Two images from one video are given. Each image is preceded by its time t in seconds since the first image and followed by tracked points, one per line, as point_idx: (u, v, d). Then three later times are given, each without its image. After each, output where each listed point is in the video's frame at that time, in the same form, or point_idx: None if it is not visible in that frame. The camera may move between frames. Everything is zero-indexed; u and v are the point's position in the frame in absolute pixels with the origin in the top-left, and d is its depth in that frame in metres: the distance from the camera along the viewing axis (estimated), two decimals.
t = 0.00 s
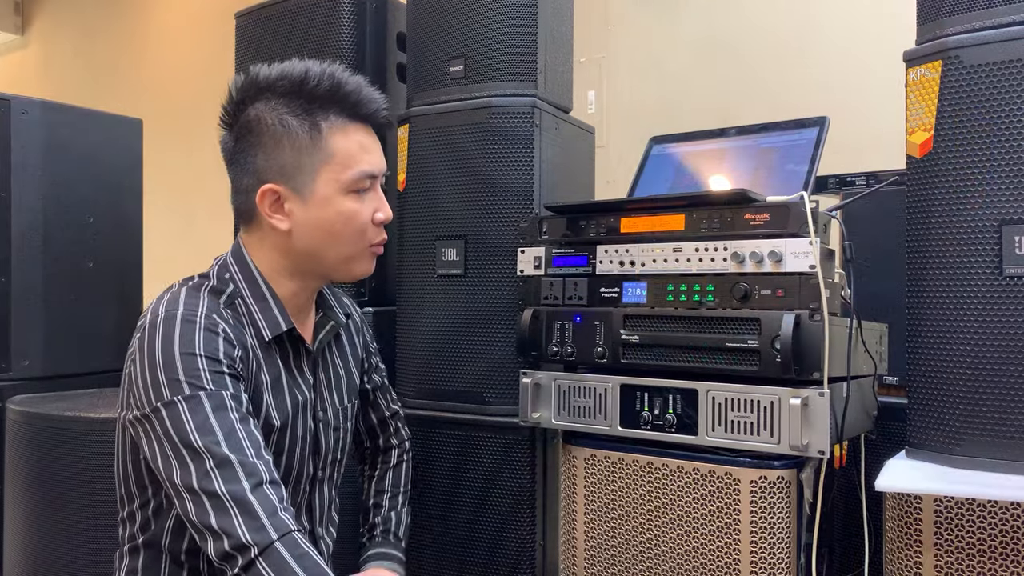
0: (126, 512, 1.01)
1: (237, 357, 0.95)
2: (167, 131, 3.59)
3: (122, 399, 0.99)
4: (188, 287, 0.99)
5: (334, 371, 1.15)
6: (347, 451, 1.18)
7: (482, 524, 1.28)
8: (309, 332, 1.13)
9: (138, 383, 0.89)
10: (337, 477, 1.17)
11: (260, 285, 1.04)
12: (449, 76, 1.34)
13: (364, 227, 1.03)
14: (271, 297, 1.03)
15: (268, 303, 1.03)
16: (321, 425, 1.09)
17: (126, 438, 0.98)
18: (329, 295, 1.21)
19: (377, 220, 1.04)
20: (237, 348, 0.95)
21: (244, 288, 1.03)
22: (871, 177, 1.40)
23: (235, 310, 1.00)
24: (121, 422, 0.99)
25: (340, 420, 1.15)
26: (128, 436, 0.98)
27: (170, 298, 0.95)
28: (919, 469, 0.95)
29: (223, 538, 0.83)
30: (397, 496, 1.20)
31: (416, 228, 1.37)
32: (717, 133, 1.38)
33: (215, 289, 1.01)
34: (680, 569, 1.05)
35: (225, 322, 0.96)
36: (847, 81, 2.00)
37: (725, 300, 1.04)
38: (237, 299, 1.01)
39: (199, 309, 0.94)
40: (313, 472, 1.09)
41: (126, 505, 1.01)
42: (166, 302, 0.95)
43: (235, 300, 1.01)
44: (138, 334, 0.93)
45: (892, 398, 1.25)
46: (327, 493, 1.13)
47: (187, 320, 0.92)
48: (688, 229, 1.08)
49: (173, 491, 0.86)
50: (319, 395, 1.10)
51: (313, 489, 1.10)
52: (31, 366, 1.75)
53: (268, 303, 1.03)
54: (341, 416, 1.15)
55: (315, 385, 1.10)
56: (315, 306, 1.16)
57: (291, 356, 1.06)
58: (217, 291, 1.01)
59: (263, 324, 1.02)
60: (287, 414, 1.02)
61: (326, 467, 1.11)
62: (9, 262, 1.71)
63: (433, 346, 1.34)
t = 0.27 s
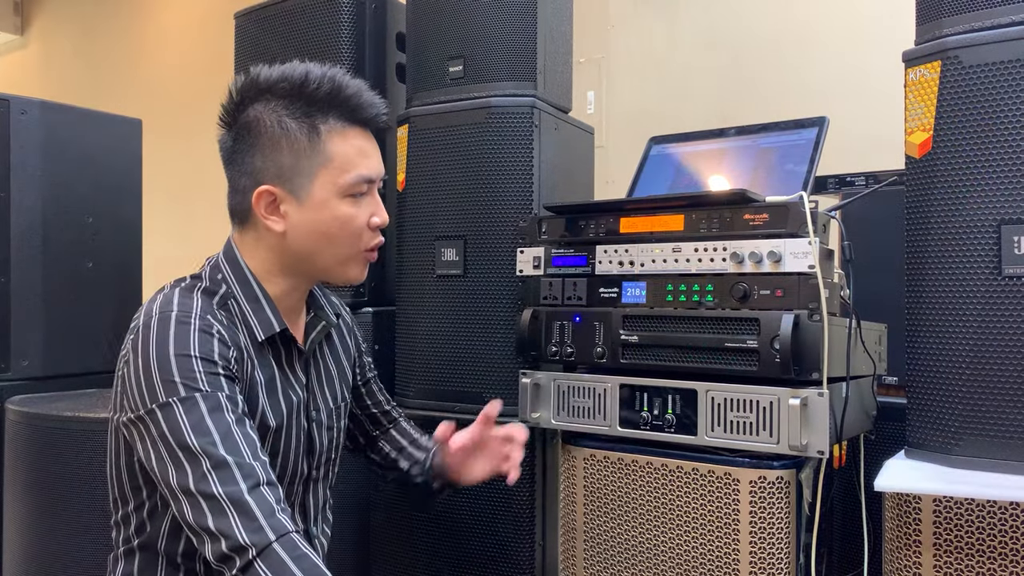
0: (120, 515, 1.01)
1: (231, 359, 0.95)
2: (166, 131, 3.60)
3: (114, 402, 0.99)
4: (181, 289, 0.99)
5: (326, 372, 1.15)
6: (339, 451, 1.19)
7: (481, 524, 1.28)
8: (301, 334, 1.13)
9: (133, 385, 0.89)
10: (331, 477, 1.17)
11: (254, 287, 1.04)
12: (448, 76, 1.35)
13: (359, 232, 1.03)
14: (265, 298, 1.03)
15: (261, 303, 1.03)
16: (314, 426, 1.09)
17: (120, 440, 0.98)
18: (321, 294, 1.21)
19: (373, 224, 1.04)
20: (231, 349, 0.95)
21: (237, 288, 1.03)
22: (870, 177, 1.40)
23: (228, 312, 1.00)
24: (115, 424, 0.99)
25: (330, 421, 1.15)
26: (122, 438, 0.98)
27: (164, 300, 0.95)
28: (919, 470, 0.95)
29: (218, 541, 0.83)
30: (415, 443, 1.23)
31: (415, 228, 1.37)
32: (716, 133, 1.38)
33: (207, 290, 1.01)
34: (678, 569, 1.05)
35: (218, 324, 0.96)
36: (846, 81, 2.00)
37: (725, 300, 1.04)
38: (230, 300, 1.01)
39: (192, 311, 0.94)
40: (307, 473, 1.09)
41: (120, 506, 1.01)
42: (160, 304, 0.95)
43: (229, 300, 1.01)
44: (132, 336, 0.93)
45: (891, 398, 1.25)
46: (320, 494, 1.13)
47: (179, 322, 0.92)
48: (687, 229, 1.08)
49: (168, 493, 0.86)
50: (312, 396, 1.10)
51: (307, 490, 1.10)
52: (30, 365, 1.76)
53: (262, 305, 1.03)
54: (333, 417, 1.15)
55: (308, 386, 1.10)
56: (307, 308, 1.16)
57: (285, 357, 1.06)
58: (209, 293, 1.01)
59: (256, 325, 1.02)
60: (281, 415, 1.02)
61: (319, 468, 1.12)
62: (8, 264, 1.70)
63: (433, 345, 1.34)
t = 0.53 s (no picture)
0: (119, 514, 1.01)
1: (229, 359, 0.95)
2: (166, 130, 3.59)
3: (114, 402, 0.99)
4: (178, 291, 0.99)
5: (325, 372, 1.16)
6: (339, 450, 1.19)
7: (481, 524, 1.28)
8: (299, 334, 1.13)
9: (129, 387, 0.89)
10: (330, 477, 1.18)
11: (251, 286, 1.04)
12: (448, 76, 1.35)
13: (351, 231, 1.03)
14: (262, 299, 1.03)
15: (259, 303, 1.03)
16: (311, 426, 1.09)
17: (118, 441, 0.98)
18: (320, 294, 1.22)
19: (364, 223, 1.04)
20: (227, 350, 0.95)
21: (234, 289, 1.03)
22: (870, 177, 1.40)
23: (226, 313, 1.00)
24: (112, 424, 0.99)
25: (331, 420, 1.15)
26: (119, 437, 0.98)
27: (161, 302, 0.95)
28: (919, 469, 0.95)
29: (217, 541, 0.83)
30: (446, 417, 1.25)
31: (416, 228, 1.37)
32: (716, 133, 1.38)
33: (204, 292, 1.01)
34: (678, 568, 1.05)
35: (215, 325, 0.96)
36: (846, 81, 2.01)
37: (725, 299, 1.04)
38: (227, 301, 1.01)
39: (189, 313, 0.94)
40: (305, 473, 1.09)
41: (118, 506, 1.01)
42: (157, 306, 0.95)
43: (225, 302, 1.01)
44: (128, 338, 0.93)
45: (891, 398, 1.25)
46: (318, 494, 1.13)
47: (177, 322, 0.92)
48: (687, 229, 1.08)
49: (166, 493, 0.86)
50: (309, 396, 1.10)
51: (305, 491, 1.10)
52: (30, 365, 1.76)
53: (260, 305, 1.03)
54: (332, 417, 1.15)
55: (305, 386, 1.10)
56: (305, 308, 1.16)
57: (282, 357, 1.06)
58: (207, 294, 1.01)
59: (254, 325, 1.02)
60: (278, 416, 1.02)
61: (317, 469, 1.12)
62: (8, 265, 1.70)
63: (433, 345, 1.34)
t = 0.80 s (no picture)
0: (117, 514, 1.01)
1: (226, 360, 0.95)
2: (166, 130, 3.59)
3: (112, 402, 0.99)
4: (177, 292, 0.99)
5: (324, 372, 1.15)
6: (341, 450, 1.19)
7: (481, 524, 1.28)
8: (299, 334, 1.13)
9: (127, 387, 0.90)
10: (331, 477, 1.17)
11: (248, 288, 1.04)
12: (448, 76, 1.34)
13: (350, 230, 1.02)
14: (260, 300, 1.03)
15: (258, 303, 1.03)
16: (311, 427, 1.09)
17: (117, 441, 0.98)
18: (321, 295, 1.21)
19: (362, 222, 1.04)
20: (225, 351, 0.95)
21: (232, 291, 1.03)
22: (869, 177, 1.40)
23: (223, 314, 1.00)
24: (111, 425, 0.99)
25: (331, 420, 1.15)
26: (118, 437, 0.98)
27: (159, 303, 0.95)
28: (919, 469, 0.95)
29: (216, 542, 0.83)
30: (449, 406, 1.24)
31: (415, 228, 1.37)
32: (715, 133, 1.38)
33: (203, 293, 1.01)
34: (679, 568, 1.05)
35: (212, 326, 0.96)
36: (846, 81, 2.00)
37: (725, 299, 1.04)
38: (225, 302, 1.01)
39: (186, 314, 0.94)
40: (305, 473, 1.09)
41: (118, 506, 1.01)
42: (156, 307, 0.95)
43: (223, 303, 1.01)
44: (127, 339, 0.93)
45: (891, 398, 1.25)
46: (319, 494, 1.13)
47: (174, 324, 0.92)
48: (687, 229, 1.08)
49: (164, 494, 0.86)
50: (309, 396, 1.10)
51: (305, 491, 1.10)
52: (30, 365, 1.76)
53: (258, 305, 1.03)
54: (333, 417, 1.15)
55: (304, 387, 1.10)
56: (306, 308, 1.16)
57: (281, 357, 1.06)
58: (205, 295, 1.01)
59: (251, 326, 1.02)
60: (277, 416, 1.02)
61: (317, 469, 1.11)
62: (7, 265, 1.70)
63: (433, 345, 1.34)
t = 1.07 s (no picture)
0: (116, 513, 1.01)
1: (223, 360, 0.95)
2: (165, 130, 3.59)
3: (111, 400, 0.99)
4: (174, 292, 0.99)
5: (324, 372, 1.16)
6: (341, 450, 1.19)
7: (480, 523, 1.28)
8: (298, 336, 1.13)
9: (124, 388, 0.90)
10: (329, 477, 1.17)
11: (247, 288, 1.04)
12: (447, 76, 1.35)
13: (352, 231, 1.01)
14: (258, 302, 1.03)
15: (256, 303, 1.03)
16: (311, 427, 1.08)
17: (116, 441, 0.98)
18: (323, 300, 1.22)
19: (366, 223, 1.02)
20: (222, 352, 0.95)
21: (231, 292, 1.03)
22: (868, 177, 1.40)
23: (221, 315, 1.00)
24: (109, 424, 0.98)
25: (331, 420, 1.15)
26: (117, 436, 0.98)
27: (156, 303, 0.95)
28: (918, 469, 0.95)
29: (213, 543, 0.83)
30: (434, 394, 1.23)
31: (414, 228, 1.37)
32: (714, 133, 1.38)
33: (200, 293, 1.01)
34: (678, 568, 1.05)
35: (209, 327, 0.96)
36: (846, 81, 2.01)
37: (724, 299, 1.04)
38: (223, 303, 1.01)
39: (183, 314, 0.94)
40: (304, 474, 1.09)
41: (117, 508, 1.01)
42: (153, 307, 0.95)
43: (221, 304, 1.01)
44: (123, 339, 0.93)
45: (890, 398, 1.25)
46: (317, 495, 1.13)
47: (171, 324, 0.92)
48: (686, 229, 1.08)
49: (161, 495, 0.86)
50: (307, 396, 1.10)
51: (304, 492, 1.10)
52: (29, 365, 1.76)
53: (256, 305, 1.03)
54: (333, 418, 1.15)
55: (303, 387, 1.10)
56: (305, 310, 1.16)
57: (279, 359, 1.06)
58: (203, 295, 1.01)
59: (247, 328, 1.02)
60: (275, 417, 1.02)
61: (317, 470, 1.11)
62: (6, 265, 1.70)
63: (432, 345, 1.34)
